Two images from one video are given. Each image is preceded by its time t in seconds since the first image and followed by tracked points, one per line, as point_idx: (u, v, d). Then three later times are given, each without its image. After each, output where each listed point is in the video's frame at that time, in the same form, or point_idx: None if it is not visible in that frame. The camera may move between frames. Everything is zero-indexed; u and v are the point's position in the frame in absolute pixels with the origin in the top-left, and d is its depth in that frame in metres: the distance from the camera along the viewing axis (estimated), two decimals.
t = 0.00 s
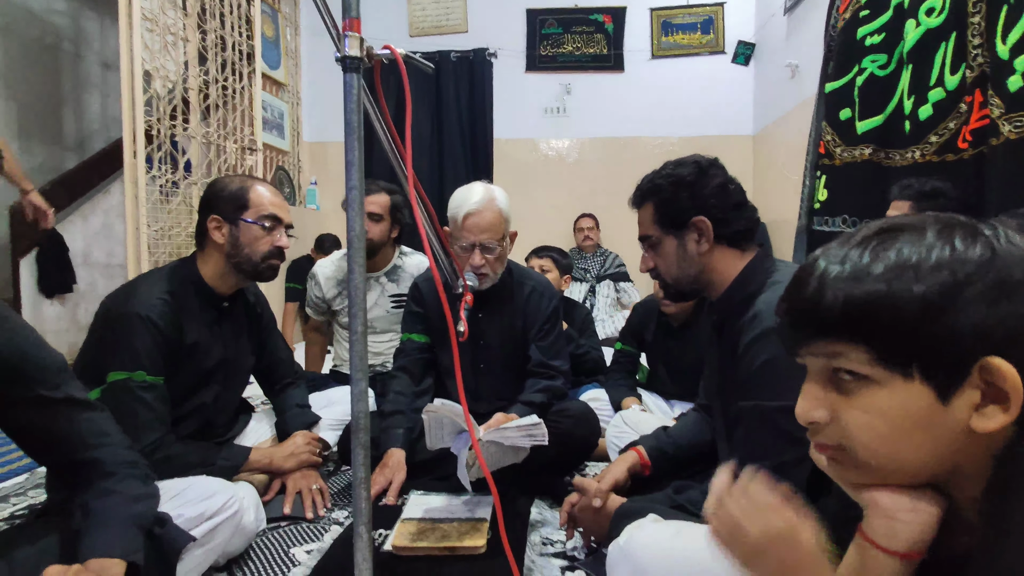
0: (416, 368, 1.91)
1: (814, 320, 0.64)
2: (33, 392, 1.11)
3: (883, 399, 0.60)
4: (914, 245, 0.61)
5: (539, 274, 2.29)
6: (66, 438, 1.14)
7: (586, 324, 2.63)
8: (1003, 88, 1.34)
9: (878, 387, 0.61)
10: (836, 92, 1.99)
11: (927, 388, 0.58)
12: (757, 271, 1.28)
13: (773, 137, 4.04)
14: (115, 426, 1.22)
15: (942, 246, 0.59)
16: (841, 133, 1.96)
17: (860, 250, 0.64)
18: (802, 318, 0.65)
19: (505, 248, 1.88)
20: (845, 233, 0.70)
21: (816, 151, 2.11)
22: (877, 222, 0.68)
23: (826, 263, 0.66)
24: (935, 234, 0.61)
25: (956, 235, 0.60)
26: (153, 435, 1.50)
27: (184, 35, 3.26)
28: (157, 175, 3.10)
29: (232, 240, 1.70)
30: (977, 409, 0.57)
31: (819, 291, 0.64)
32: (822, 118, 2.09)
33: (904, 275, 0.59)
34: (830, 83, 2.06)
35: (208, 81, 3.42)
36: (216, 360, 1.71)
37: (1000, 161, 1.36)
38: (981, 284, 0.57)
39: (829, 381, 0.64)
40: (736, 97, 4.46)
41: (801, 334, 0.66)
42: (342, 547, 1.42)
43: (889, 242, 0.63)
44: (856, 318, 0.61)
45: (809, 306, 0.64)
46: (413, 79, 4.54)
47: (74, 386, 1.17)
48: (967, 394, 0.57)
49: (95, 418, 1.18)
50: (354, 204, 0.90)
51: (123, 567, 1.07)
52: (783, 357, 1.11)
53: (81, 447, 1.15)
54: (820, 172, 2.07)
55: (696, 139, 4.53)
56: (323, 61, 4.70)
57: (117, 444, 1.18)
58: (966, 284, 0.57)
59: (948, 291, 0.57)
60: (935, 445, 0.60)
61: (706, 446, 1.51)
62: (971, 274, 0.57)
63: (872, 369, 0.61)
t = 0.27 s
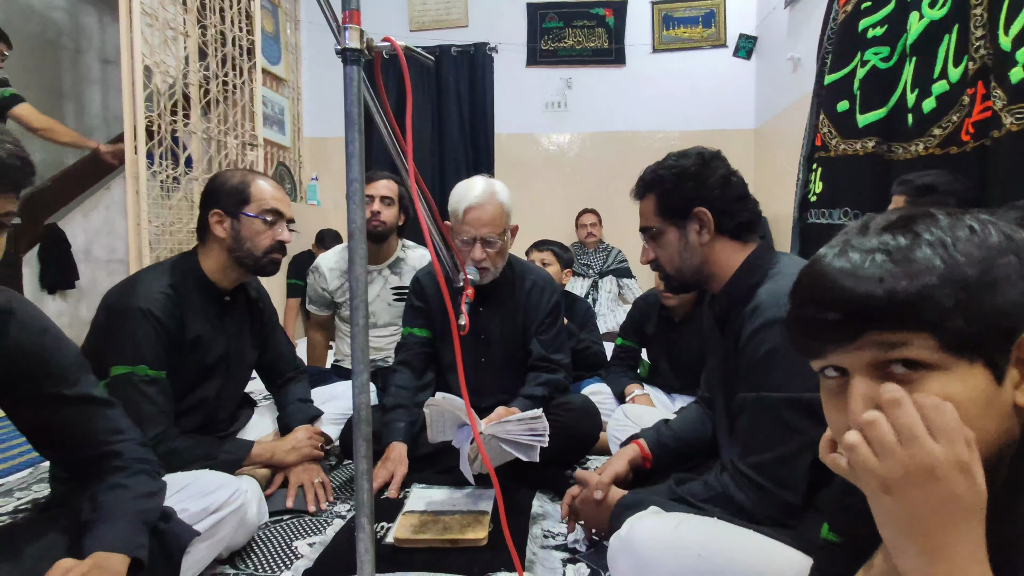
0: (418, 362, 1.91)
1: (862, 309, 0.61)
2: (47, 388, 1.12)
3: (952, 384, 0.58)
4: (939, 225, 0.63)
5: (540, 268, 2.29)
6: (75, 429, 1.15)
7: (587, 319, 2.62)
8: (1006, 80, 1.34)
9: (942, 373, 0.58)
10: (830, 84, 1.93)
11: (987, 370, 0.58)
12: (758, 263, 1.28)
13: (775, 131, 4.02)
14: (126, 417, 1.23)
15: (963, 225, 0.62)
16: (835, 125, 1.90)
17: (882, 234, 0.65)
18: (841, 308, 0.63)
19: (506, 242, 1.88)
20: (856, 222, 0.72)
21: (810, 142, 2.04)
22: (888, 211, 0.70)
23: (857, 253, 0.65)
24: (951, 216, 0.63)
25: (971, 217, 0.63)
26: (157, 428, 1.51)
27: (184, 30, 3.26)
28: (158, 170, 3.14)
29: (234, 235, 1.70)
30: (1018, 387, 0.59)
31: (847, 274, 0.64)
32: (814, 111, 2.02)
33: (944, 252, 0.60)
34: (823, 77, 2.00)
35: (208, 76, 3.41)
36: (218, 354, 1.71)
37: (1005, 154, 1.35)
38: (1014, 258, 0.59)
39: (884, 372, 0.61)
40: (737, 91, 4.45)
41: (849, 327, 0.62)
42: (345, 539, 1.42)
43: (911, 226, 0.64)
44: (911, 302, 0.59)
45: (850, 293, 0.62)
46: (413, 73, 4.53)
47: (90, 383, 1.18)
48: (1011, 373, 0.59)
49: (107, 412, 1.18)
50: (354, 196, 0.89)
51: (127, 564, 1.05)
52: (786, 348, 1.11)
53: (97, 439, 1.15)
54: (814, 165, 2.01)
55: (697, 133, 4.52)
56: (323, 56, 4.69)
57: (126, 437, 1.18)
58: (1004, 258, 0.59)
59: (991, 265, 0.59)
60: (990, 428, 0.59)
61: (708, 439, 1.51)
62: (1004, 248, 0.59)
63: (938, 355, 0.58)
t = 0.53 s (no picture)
0: (417, 357, 1.92)
1: (871, 300, 0.60)
2: (52, 385, 1.12)
3: (961, 371, 0.57)
4: (941, 216, 0.64)
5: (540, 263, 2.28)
6: (82, 427, 1.14)
7: (587, 314, 2.64)
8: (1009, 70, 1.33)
9: (951, 361, 0.57)
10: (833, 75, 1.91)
11: (995, 355, 0.57)
12: (755, 256, 1.28)
13: (776, 124, 4.01)
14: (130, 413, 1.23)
15: (964, 216, 0.63)
16: (836, 120, 1.88)
17: (885, 225, 0.65)
18: (849, 298, 0.62)
19: (506, 236, 1.88)
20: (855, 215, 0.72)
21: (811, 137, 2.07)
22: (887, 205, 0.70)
23: (859, 246, 0.64)
24: (952, 207, 0.64)
25: (966, 208, 0.64)
26: (157, 423, 1.51)
27: (183, 26, 3.25)
28: (159, 167, 3.10)
29: (234, 230, 1.70)
30: None
31: (852, 265, 0.63)
32: (815, 104, 2.01)
33: (950, 241, 0.60)
34: (826, 68, 1.97)
35: (208, 72, 3.41)
36: (218, 350, 1.71)
37: (1007, 145, 1.34)
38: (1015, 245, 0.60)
39: (889, 364, 0.60)
40: (739, 85, 4.43)
41: (858, 318, 0.61)
42: (345, 534, 1.42)
43: (912, 217, 0.65)
44: (922, 292, 0.58)
45: (858, 284, 0.61)
46: (413, 68, 4.52)
47: (97, 380, 1.17)
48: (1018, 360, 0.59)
49: (115, 410, 1.17)
50: (352, 190, 0.89)
51: (127, 558, 1.04)
52: (782, 341, 1.11)
53: (105, 434, 1.15)
54: (815, 157, 2.00)
55: (698, 127, 4.50)
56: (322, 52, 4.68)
57: (131, 432, 1.18)
58: (1005, 245, 0.59)
59: (994, 251, 0.59)
60: (1000, 416, 0.58)
61: (707, 432, 1.50)
62: (1004, 236, 0.60)
63: (944, 343, 0.57)
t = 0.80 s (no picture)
0: (418, 349, 1.92)
1: (853, 284, 0.61)
2: (53, 377, 1.12)
3: (947, 350, 0.57)
4: (924, 200, 0.64)
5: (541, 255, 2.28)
6: (82, 419, 1.14)
7: (588, 307, 2.64)
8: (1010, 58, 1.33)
9: (936, 341, 0.57)
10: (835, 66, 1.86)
11: (980, 335, 0.57)
12: (752, 246, 1.28)
13: (778, 116, 3.99)
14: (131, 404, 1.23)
15: (947, 201, 0.63)
16: (837, 109, 1.82)
17: (869, 212, 0.66)
18: (832, 284, 0.62)
19: (506, 228, 1.87)
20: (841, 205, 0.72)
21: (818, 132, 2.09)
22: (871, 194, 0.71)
23: (845, 233, 0.65)
24: (935, 192, 0.65)
25: (949, 194, 0.65)
26: (159, 416, 1.51)
27: (183, 21, 3.24)
28: (159, 163, 3.10)
29: (233, 223, 1.70)
30: (1013, 352, 0.59)
31: (836, 251, 0.64)
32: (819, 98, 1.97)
33: (931, 225, 0.61)
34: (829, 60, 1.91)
35: (207, 68, 3.40)
36: (219, 343, 1.71)
37: (1010, 133, 1.33)
38: (998, 227, 0.61)
39: (877, 346, 0.60)
40: (740, 77, 4.41)
41: (842, 302, 0.61)
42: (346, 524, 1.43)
43: (895, 204, 0.66)
44: (904, 274, 0.58)
45: (841, 269, 0.62)
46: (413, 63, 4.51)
47: (98, 373, 1.17)
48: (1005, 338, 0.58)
49: (116, 402, 1.18)
50: (351, 179, 0.88)
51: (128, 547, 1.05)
52: (779, 328, 1.11)
53: (108, 426, 1.15)
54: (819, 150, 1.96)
55: (699, 119, 4.48)
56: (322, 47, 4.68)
57: (132, 423, 1.18)
58: (988, 228, 0.60)
59: (977, 234, 0.60)
60: (993, 397, 0.57)
61: (707, 422, 1.50)
62: (988, 219, 0.61)
63: (929, 323, 0.57)
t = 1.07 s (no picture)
0: (419, 344, 1.92)
1: (840, 275, 0.62)
2: (52, 371, 1.12)
3: (935, 338, 0.57)
4: (909, 189, 0.65)
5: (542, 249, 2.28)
6: (83, 412, 1.15)
7: (589, 301, 2.64)
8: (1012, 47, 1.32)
9: (923, 330, 0.58)
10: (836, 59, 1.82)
11: (970, 322, 0.57)
12: (751, 238, 1.28)
13: (779, 109, 3.98)
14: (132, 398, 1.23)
15: (932, 189, 0.64)
16: (838, 101, 1.77)
17: (855, 203, 0.66)
18: (821, 275, 0.63)
19: (506, 222, 1.87)
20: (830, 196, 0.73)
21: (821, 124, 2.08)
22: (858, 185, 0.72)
23: (833, 223, 0.66)
24: (921, 180, 0.65)
25: (935, 180, 0.66)
26: (161, 410, 1.52)
27: (182, 18, 3.24)
28: (161, 159, 3.11)
29: (233, 218, 1.71)
30: (1005, 336, 0.59)
31: (822, 242, 0.65)
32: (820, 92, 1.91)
33: (915, 214, 0.62)
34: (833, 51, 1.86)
35: (207, 65, 3.40)
36: (220, 338, 1.72)
37: (1013, 123, 1.32)
38: (982, 213, 0.62)
39: (868, 336, 0.61)
40: (741, 70, 4.40)
41: (831, 293, 0.62)
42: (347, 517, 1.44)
43: (881, 194, 0.66)
44: (889, 264, 0.60)
45: (828, 260, 0.63)
46: (414, 59, 4.51)
47: (97, 367, 1.18)
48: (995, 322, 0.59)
49: (117, 396, 1.18)
50: (349, 172, 0.88)
51: (131, 538, 1.06)
52: (778, 319, 1.11)
53: (110, 419, 1.16)
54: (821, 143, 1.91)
55: (700, 113, 4.47)
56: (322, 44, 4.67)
57: (133, 417, 1.19)
58: (973, 215, 0.61)
59: (961, 220, 0.61)
60: (984, 382, 0.57)
61: (707, 414, 1.51)
62: (972, 205, 0.62)
63: (916, 312, 0.58)
